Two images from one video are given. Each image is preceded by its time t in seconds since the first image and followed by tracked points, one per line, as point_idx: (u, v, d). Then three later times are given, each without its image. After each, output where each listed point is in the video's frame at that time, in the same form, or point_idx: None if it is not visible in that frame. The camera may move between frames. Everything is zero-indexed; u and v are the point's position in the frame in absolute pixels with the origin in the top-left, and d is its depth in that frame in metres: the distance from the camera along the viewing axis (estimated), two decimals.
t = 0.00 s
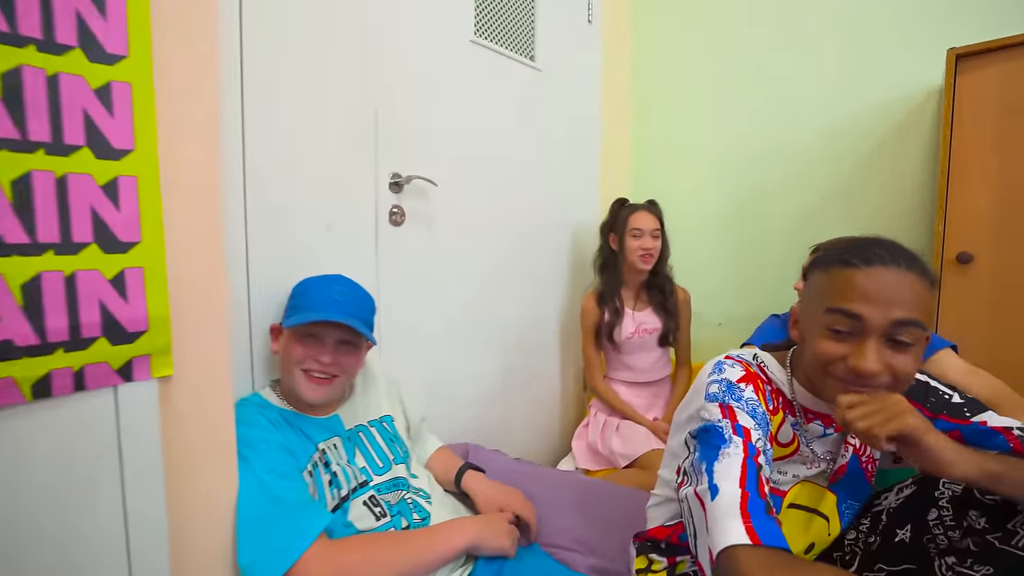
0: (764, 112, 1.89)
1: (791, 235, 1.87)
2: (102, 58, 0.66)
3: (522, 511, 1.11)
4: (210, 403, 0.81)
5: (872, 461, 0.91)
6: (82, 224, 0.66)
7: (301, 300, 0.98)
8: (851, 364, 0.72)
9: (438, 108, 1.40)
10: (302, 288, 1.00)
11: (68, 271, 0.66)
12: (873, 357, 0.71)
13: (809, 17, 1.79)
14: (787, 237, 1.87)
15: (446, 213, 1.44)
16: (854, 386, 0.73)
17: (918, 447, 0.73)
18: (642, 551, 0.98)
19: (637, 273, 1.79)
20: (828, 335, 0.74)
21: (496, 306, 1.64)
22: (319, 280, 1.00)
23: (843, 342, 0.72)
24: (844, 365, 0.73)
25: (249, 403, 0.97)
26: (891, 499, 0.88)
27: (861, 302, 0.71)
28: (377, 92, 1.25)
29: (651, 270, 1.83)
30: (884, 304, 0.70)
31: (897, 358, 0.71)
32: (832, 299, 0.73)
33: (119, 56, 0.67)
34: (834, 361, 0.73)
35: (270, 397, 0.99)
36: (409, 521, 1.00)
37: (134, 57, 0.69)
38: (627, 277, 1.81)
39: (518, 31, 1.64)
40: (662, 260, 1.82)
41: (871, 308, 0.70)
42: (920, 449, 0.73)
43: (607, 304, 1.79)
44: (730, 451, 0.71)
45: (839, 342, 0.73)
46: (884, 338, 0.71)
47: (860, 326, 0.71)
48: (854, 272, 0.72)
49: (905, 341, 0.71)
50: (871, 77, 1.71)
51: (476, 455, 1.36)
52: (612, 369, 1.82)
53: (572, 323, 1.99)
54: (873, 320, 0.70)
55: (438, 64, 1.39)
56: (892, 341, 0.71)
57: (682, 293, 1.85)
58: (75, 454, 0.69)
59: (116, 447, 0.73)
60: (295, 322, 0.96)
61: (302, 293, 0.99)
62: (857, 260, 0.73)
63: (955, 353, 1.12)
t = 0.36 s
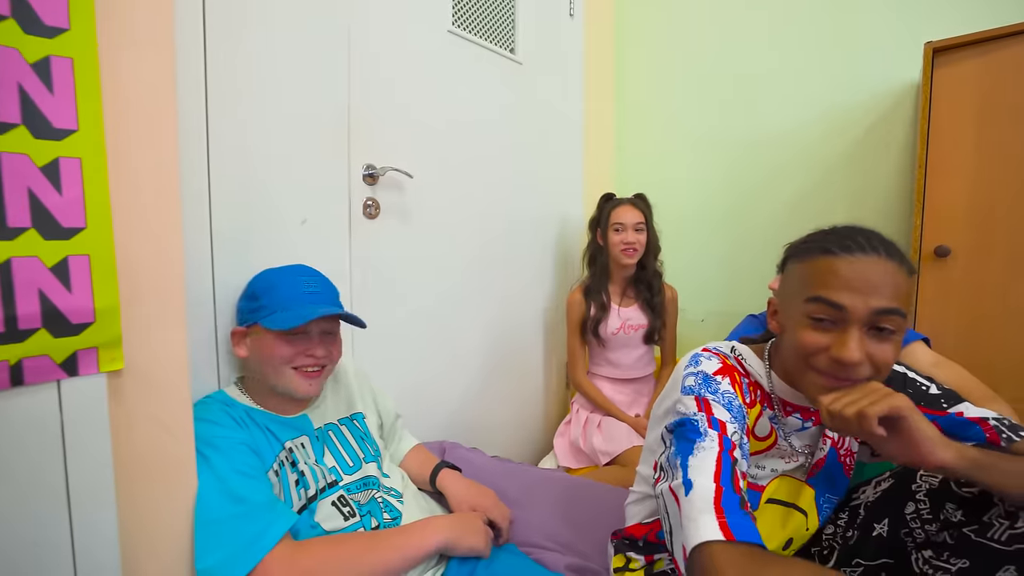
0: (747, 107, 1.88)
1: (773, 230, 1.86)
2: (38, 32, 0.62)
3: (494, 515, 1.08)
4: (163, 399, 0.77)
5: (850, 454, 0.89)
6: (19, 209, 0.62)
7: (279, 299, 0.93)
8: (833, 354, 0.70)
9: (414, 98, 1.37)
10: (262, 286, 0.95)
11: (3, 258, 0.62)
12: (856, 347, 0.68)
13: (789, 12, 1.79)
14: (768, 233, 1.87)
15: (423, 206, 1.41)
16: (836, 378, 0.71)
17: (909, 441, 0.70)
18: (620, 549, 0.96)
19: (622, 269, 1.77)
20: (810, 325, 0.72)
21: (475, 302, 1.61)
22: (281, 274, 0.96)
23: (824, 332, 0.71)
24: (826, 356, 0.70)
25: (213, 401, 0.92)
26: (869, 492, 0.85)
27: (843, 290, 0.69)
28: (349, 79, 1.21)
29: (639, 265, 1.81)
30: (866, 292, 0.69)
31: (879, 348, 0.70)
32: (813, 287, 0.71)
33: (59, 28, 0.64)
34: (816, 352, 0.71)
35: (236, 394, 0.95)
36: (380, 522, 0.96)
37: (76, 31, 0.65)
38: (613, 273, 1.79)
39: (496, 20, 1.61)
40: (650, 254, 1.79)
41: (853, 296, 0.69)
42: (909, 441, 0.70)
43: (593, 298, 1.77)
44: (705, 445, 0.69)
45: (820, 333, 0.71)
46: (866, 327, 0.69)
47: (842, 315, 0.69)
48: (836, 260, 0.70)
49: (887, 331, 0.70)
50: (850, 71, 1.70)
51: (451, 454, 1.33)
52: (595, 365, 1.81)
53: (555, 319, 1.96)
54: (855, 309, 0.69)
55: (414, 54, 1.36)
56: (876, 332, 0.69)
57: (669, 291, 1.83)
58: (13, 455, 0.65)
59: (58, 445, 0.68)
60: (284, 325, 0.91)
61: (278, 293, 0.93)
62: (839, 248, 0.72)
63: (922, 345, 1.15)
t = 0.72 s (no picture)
0: (727, 106, 1.92)
1: (753, 226, 1.90)
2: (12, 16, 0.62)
3: (476, 507, 1.09)
4: (141, 389, 0.76)
5: (823, 441, 0.89)
6: None
7: (293, 303, 0.94)
8: (815, 345, 0.70)
9: (398, 94, 1.37)
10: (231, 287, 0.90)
11: None
12: (837, 337, 0.69)
13: (768, 12, 1.82)
14: (750, 229, 1.91)
15: (407, 202, 1.42)
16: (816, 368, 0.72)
17: (880, 424, 0.72)
18: (600, 537, 0.97)
19: (608, 264, 1.80)
20: (791, 316, 0.72)
21: (461, 297, 1.62)
22: (254, 270, 0.92)
23: (806, 323, 0.71)
24: (808, 347, 0.71)
25: (190, 394, 0.92)
26: (840, 476, 0.86)
27: (823, 281, 0.70)
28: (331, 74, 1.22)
29: (625, 261, 1.83)
30: (845, 283, 0.70)
31: (857, 338, 0.71)
32: (794, 278, 0.72)
33: (34, 15, 0.64)
34: (798, 343, 0.72)
35: (219, 387, 0.95)
36: (362, 512, 0.97)
37: (51, 17, 0.65)
38: (599, 268, 1.81)
39: (480, 18, 1.62)
40: (635, 249, 1.81)
41: (833, 287, 0.70)
42: (880, 427, 0.72)
43: (579, 293, 1.79)
44: (677, 433, 0.70)
45: (802, 324, 0.71)
46: (845, 318, 0.70)
47: (823, 306, 0.70)
48: (814, 252, 0.72)
49: (864, 322, 0.71)
50: (827, 69, 1.74)
51: (435, 446, 1.34)
52: (580, 361, 1.83)
53: (541, 315, 1.98)
54: (836, 299, 0.70)
55: (398, 51, 1.38)
56: (856, 321, 0.70)
57: (654, 287, 1.86)
58: None
59: (35, 433, 0.68)
60: (322, 328, 0.96)
61: (291, 296, 0.94)
62: (818, 241, 0.73)
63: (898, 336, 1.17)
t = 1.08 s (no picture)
0: (713, 105, 1.95)
1: (739, 222, 1.93)
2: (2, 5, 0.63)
3: (462, 496, 1.10)
4: (133, 375, 0.78)
5: (801, 426, 0.93)
6: None
7: (283, 298, 0.94)
8: (796, 328, 0.73)
9: (388, 89, 1.39)
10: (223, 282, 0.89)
11: None
12: (816, 319, 0.72)
13: (751, 12, 1.86)
14: (735, 225, 1.94)
15: (397, 196, 1.43)
16: (796, 351, 0.75)
17: (856, 402, 0.74)
18: (586, 522, 1.00)
19: (597, 258, 1.83)
20: (771, 302, 0.75)
21: (450, 291, 1.64)
22: (241, 263, 0.92)
23: (785, 308, 0.74)
24: (789, 330, 0.74)
25: (181, 383, 0.93)
26: (817, 459, 0.89)
27: (800, 267, 0.73)
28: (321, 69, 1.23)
29: (614, 256, 1.86)
30: (821, 268, 0.73)
31: (834, 320, 0.74)
32: (772, 266, 0.75)
33: (26, 6, 0.65)
34: (779, 327, 0.74)
35: (210, 377, 0.96)
36: (352, 499, 0.98)
37: (43, 7, 0.66)
38: (588, 263, 1.84)
39: (470, 16, 1.64)
40: (624, 244, 1.84)
41: (810, 272, 0.73)
42: (858, 405, 0.74)
43: (568, 287, 1.81)
44: (658, 415, 0.72)
45: (782, 309, 0.74)
46: (822, 301, 0.73)
47: (801, 290, 0.73)
48: (790, 240, 0.75)
49: (839, 304, 0.75)
50: (809, 68, 1.77)
51: (424, 437, 1.36)
52: (569, 354, 1.86)
53: (531, 310, 2.00)
54: (813, 284, 0.73)
55: (389, 47, 1.39)
56: (833, 305, 0.73)
57: (643, 283, 1.89)
58: None
59: (27, 417, 0.69)
60: (310, 325, 0.97)
61: (281, 293, 0.94)
62: (793, 229, 0.76)
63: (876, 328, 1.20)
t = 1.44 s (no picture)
0: (704, 104, 1.97)
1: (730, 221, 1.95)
2: None
3: (455, 491, 1.11)
4: (127, 370, 0.78)
5: (786, 419, 0.95)
6: None
7: (277, 298, 0.94)
8: (784, 322, 0.75)
9: (380, 88, 1.40)
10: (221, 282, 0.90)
11: None
12: (804, 313, 0.74)
13: (741, 13, 1.88)
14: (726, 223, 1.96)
15: (389, 194, 1.44)
16: (784, 344, 0.77)
17: (839, 393, 0.76)
18: (578, 516, 0.99)
19: (592, 256, 1.84)
20: (760, 296, 0.77)
21: (443, 289, 1.65)
22: (236, 262, 0.93)
23: (774, 302, 0.76)
24: (778, 324, 0.75)
25: (175, 379, 0.94)
26: (802, 450, 0.91)
27: (788, 261, 0.75)
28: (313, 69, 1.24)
29: (608, 253, 1.88)
30: (809, 263, 0.75)
31: (821, 314, 0.76)
32: (762, 261, 0.77)
33: (19, 3, 0.65)
34: (768, 321, 0.76)
35: (204, 374, 0.97)
36: (345, 493, 0.99)
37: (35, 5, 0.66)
38: (581, 261, 1.86)
39: (462, 16, 1.65)
40: (618, 242, 1.86)
41: (798, 267, 0.74)
42: (842, 396, 0.76)
43: (563, 284, 1.83)
44: (647, 408, 0.73)
45: (771, 303, 0.76)
46: (810, 295, 0.75)
47: (790, 285, 0.75)
48: (778, 235, 0.76)
49: (826, 298, 0.76)
50: (799, 68, 1.79)
51: (418, 433, 1.37)
52: (562, 351, 1.88)
53: (524, 308, 2.02)
54: (801, 278, 0.74)
55: (382, 46, 1.40)
56: (820, 298, 0.75)
57: (636, 280, 1.90)
58: None
59: (21, 412, 0.69)
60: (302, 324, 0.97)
61: (275, 293, 0.94)
62: (781, 224, 0.78)
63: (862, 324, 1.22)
